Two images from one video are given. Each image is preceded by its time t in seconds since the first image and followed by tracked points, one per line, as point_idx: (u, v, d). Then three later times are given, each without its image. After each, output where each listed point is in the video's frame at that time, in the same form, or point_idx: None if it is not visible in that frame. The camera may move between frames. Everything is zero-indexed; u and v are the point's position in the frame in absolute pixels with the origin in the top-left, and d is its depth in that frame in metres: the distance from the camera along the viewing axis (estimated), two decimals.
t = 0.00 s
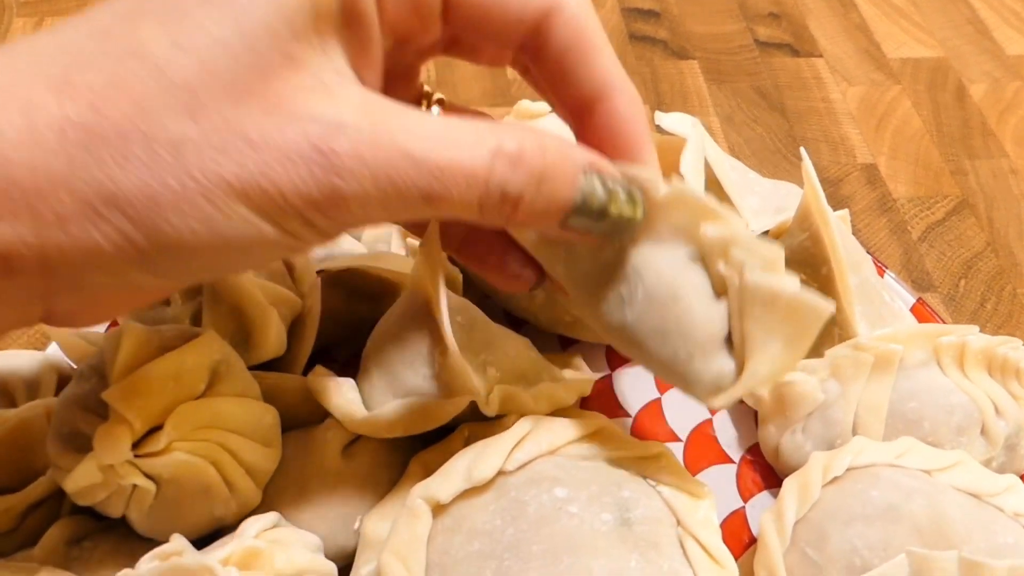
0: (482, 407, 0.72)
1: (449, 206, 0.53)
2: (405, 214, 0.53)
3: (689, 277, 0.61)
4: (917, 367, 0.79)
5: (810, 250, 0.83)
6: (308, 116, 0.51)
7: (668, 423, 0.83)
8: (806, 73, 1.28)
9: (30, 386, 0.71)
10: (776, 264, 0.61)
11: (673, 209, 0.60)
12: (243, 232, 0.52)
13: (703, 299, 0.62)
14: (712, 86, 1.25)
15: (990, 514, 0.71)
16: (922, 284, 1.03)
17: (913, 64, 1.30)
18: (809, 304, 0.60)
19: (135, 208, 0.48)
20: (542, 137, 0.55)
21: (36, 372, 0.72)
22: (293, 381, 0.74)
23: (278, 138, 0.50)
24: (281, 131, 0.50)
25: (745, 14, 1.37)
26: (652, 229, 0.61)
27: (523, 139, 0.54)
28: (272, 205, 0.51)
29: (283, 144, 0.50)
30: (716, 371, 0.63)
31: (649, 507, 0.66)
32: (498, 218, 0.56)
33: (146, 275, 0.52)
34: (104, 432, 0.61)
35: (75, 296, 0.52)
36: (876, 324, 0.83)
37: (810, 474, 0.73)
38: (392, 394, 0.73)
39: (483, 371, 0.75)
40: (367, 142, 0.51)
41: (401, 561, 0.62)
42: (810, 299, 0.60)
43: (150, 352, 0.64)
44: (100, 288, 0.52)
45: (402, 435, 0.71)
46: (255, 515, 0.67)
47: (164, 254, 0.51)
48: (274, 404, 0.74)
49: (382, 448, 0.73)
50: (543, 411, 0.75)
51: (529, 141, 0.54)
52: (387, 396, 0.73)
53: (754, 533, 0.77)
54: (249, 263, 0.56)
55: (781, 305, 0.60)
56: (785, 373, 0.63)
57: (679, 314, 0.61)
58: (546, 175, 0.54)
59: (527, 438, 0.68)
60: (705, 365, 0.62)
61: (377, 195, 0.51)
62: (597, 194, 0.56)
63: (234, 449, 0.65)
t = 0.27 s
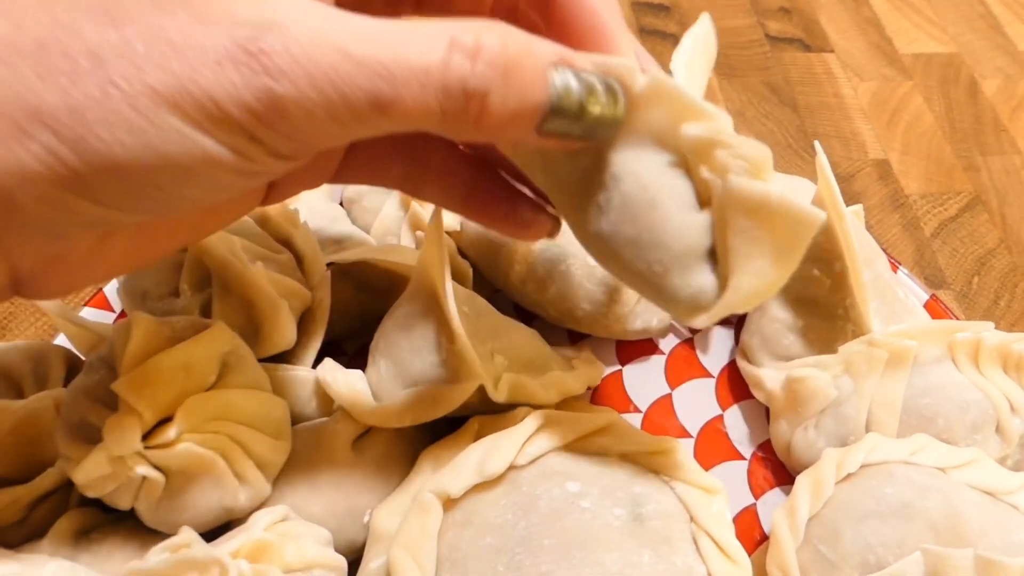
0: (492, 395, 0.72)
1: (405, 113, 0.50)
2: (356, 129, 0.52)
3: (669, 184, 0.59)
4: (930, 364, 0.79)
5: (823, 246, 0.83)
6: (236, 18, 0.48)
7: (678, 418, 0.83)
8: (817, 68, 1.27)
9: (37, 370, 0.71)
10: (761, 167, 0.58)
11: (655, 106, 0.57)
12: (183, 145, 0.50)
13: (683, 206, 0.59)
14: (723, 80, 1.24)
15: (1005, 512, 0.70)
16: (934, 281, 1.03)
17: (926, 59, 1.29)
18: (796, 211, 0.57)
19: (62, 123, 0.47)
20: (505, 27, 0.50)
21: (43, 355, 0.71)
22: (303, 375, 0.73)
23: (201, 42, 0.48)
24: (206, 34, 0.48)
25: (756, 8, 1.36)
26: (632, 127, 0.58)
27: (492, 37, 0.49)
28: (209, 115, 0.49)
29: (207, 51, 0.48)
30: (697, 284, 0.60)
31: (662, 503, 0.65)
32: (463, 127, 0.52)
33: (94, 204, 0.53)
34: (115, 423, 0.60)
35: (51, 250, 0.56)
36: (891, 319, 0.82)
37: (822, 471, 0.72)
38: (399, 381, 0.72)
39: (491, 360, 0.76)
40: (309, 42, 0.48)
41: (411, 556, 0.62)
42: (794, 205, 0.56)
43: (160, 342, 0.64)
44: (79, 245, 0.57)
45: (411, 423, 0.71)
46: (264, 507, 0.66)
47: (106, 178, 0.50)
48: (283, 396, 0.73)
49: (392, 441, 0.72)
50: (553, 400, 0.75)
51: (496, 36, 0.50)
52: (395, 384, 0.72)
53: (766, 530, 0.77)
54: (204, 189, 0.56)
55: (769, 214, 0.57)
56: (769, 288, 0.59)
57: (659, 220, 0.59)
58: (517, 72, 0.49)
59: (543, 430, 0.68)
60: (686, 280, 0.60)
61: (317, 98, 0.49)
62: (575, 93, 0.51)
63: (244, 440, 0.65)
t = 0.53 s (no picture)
0: (493, 382, 0.73)
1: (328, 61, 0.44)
2: (299, 82, 0.46)
3: (608, 149, 0.46)
4: (935, 361, 0.79)
5: (827, 243, 0.83)
6: None
7: (683, 416, 0.83)
8: (822, 65, 1.27)
9: (45, 367, 0.71)
10: (709, 140, 0.45)
11: (611, 57, 0.44)
12: (89, 103, 0.45)
13: (617, 178, 0.46)
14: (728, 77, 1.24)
15: (1010, 509, 0.70)
16: (939, 278, 1.03)
17: (931, 56, 1.29)
18: (729, 201, 0.45)
19: None
20: None
21: (51, 352, 0.71)
22: (308, 372, 0.74)
23: None
24: None
25: (761, 5, 1.35)
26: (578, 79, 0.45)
27: None
28: (113, 66, 0.44)
29: None
30: (616, 272, 0.47)
31: (667, 499, 0.66)
32: (394, 79, 0.45)
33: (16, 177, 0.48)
34: (122, 420, 0.60)
35: None
36: (894, 317, 0.82)
37: (827, 468, 0.72)
38: (405, 373, 0.75)
39: (494, 349, 0.77)
40: None
41: (416, 552, 0.61)
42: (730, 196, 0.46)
43: (167, 339, 0.65)
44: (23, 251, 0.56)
45: (416, 413, 0.72)
46: (271, 503, 0.67)
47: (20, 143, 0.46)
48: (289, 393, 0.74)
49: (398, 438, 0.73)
50: (556, 388, 0.76)
51: None
52: (401, 376, 0.75)
53: (771, 527, 0.77)
54: (137, 160, 0.51)
55: (698, 201, 0.45)
56: (698, 285, 0.48)
57: (581, 189, 0.46)
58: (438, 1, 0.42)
59: (548, 427, 0.68)
60: (604, 265, 0.47)
61: (232, 46, 0.43)
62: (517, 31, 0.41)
63: (251, 437, 0.66)
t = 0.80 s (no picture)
0: (505, 370, 0.73)
1: (307, 144, 0.52)
2: (277, 157, 0.54)
3: (575, 210, 0.55)
4: (943, 353, 0.80)
5: (836, 237, 0.84)
6: (157, 30, 0.54)
7: (692, 407, 0.85)
8: (830, 62, 1.28)
9: (68, 353, 0.73)
10: (659, 223, 0.55)
11: (589, 131, 0.54)
12: (90, 135, 0.54)
13: (575, 237, 0.55)
14: (737, 74, 1.25)
15: (1015, 499, 0.71)
16: (946, 273, 1.04)
17: (939, 53, 1.30)
18: (671, 277, 0.53)
19: None
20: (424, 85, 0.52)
21: (73, 339, 0.73)
22: (324, 360, 0.75)
23: (116, 47, 0.53)
24: (122, 38, 0.53)
25: (770, 2, 1.36)
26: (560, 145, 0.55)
27: (405, 89, 0.51)
28: (119, 111, 0.53)
29: (124, 54, 0.53)
30: (565, 319, 0.56)
31: (677, 486, 0.67)
32: (368, 169, 0.53)
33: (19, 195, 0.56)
34: (145, 404, 0.62)
35: None
36: (902, 309, 0.83)
37: (835, 457, 0.74)
38: (420, 362, 0.76)
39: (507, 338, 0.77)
40: (219, 60, 0.52)
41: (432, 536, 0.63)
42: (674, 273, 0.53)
43: (188, 327, 0.66)
44: (14, 262, 0.63)
45: (431, 401, 0.74)
46: (288, 487, 0.68)
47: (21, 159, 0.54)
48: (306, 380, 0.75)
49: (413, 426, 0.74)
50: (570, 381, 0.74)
51: (411, 83, 0.51)
52: (416, 365, 0.76)
53: (779, 516, 0.78)
54: (121, 195, 0.59)
55: (640, 270, 0.53)
56: (632, 345, 0.56)
57: (544, 240, 0.54)
58: (423, 119, 0.50)
59: (562, 414, 0.69)
60: (553, 310, 0.56)
61: (220, 106, 0.52)
62: (488, 154, 0.50)
63: (269, 422, 0.67)
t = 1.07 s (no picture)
0: (528, 357, 0.76)
1: (333, 167, 0.55)
2: (306, 174, 0.57)
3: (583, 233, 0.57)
4: (954, 345, 0.82)
5: (852, 231, 0.86)
6: (197, 45, 0.57)
7: (708, 396, 0.87)
8: (847, 61, 1.30)
9: (109, 335, 0.77)
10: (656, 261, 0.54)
11: (589, 157, 0.53)
12: (129, 142, 0.58)
13: (582, 262, 0.57)
14: (755, 73, 1.27)
15: None
16: (959, 269, 1.05)
17: (955, 54, 1.31)
18: (660, 316, 0.54)
19: (27, 106, 0.56)
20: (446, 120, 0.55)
21: (114, 321, 0.77)
22: (353, 346, 0.78)
23: (159, 61, 0.56)
24: (165, 52, 0.56)
25: (788, 3, 1.38)
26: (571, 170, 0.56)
27: (427, 123, 0.54)
28: (157, 121, 0.57)
29: (166, 68, 0.56)
30: (575, 336, 0.58)
31: (695, 468, 0.69)
32: (389, 195, 0.56)
33: (65, 195, 0.60)
34: (188, 381, 0.65)
35: (23, 254, 0.65)
36: (915, 303, 0.85)
37: (848, 445, 0.76)
38: (445, 348, 0.78)
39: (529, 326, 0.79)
40: (254, 77, 0.55)
41: (458, 515, 0.66)
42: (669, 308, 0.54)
43: (226, 311, 0.70)
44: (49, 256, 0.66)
45: (455, 385, 0.75)
46: (319, 466, 0.71)
47: (65, 161, 0.57)
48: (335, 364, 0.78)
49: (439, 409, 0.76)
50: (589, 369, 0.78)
51: (433, 118, 0.54)
52: (441, 351, 0.78)
53: (793, 503, 0.80)
54: (153, 199, 0.63)
55: (636, 303, 0.54)
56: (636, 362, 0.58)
57: (554, 262, 0.57)
58: (441, 153, 0.53)
59: (582, 399, 0.72)
60: (565, 323, 0.59)
61: (253, 123, 0.55)
62: (499, 190, 0.54)
63: (302, 403, 0.70)
